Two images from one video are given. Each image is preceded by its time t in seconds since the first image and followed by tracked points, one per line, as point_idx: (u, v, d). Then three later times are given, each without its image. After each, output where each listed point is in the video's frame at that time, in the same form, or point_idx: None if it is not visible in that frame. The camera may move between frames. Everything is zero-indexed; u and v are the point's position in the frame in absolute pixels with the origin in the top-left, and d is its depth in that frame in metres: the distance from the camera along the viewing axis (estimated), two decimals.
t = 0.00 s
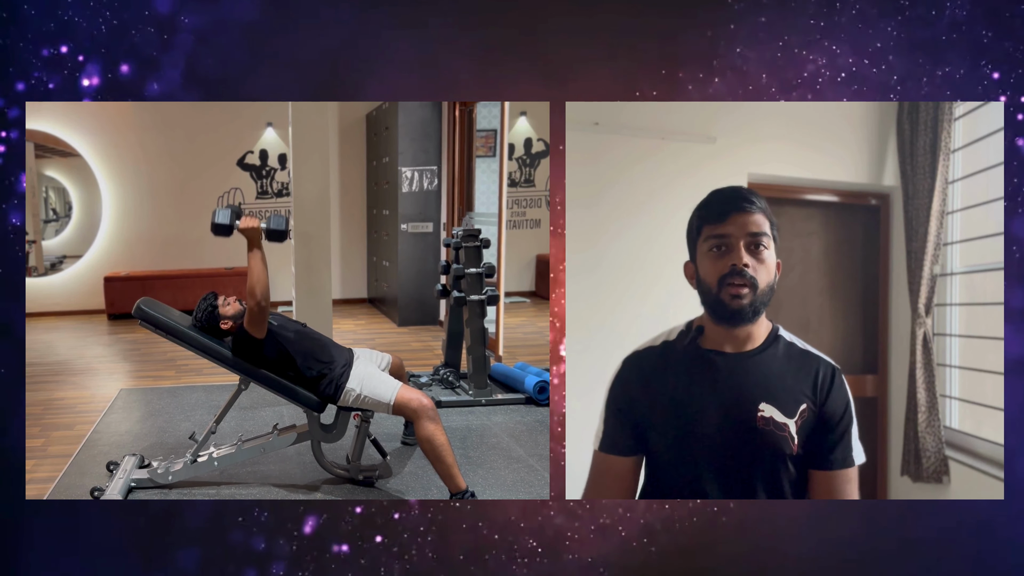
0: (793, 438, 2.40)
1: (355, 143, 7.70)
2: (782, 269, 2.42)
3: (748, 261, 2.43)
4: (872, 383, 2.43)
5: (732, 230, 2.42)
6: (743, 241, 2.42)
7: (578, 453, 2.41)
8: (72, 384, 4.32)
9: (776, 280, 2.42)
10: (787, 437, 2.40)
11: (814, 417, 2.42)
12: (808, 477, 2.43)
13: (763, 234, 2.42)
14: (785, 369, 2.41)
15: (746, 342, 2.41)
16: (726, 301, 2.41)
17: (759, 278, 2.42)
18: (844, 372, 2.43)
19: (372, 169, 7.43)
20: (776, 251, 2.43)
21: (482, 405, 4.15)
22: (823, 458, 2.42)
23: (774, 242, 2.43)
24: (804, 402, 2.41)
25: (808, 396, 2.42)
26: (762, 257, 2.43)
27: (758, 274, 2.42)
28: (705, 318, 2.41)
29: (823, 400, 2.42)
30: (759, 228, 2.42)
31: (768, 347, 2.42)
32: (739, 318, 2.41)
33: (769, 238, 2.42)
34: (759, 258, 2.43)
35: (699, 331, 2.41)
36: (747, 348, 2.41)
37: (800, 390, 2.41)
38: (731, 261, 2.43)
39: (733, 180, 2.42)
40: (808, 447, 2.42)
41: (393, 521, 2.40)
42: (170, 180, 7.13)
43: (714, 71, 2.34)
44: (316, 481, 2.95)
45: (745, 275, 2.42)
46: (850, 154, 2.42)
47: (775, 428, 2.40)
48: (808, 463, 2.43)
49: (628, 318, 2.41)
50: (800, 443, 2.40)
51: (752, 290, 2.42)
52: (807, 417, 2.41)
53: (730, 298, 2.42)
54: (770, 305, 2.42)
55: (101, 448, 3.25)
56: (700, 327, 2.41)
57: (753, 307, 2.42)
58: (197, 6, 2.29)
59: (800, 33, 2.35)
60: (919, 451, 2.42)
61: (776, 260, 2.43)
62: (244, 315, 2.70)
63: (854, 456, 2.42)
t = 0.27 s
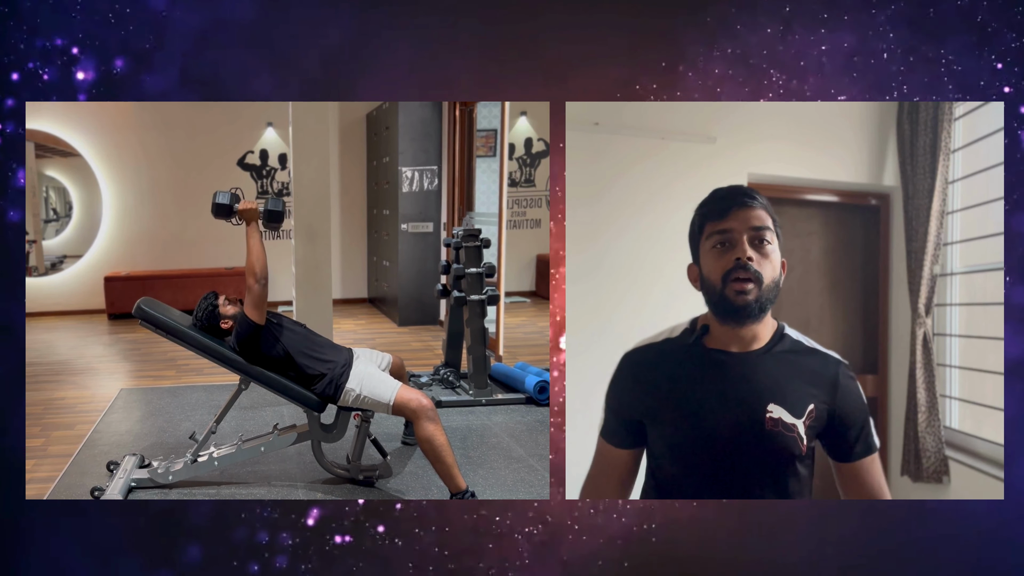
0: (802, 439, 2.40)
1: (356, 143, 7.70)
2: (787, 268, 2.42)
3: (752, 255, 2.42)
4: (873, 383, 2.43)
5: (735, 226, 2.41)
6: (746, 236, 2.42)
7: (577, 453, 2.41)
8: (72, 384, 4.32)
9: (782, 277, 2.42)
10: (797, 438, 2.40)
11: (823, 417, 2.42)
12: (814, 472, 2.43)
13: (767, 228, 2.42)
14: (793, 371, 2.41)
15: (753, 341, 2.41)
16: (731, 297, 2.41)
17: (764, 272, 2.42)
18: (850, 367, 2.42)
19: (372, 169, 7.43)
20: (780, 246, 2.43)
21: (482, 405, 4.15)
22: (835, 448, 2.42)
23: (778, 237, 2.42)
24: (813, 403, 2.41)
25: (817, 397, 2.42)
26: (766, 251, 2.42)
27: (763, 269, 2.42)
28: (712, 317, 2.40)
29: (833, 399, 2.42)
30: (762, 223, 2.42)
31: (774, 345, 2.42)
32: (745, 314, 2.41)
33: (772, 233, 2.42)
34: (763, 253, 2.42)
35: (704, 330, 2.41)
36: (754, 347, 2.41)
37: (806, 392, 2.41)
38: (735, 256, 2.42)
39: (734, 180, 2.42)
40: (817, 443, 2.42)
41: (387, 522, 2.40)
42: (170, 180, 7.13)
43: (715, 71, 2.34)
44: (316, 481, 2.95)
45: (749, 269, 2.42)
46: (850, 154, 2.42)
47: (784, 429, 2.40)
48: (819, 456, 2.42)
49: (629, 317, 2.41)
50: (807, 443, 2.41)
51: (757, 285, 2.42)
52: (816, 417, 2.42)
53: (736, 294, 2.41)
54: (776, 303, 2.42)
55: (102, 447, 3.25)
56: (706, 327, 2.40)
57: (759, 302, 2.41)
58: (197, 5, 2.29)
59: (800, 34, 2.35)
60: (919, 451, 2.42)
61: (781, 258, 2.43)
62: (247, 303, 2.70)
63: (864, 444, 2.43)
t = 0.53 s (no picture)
0: (801, 437, 2.40)
1: (356, 143, 7.71)
2: (787, 268, 2.42)
3: (752, 255, 2.42)
4: (873, 383, 2.42)
5: (735, 227, 2.42)
6: (746, 237, 2.42)
7: (577, 454, 2.41)
8: (72, 384, 4.32)
9: (783, 277, 2.42)
10: (797, 435, 2.40)
11: (823, 415, 2.41)
12: (818, 474, 2.42)
13: (767, 228, 2.42)
14: (796, 369, 2.41)
15: (755, 338, 2.41)
16: (731, 297, 2.41)
17: (765, 272, 2.42)
18: (850, 370, 2.42)
19: (372, 169, 7.43)
20: (780, 246, 2.43)
21: (482, 405, 4.15)
22: (833, 457, 2.41)
23: (778, 237, 2.42)
24: (813, 401, 2.41)
25: (817, 395, 2.41)
26: (766, 252, 2.42)
27: (763, 269, 2.42)
28: (713, 315, 2.40)
29: (834, 397, 2.41)
30: (762, 223, 2.42)
31: (774, 345, 2.41)
32: (745, 314, 2.41)
33: (773, 233, 2.42)
34: (763, 253, 2.42)
35: (707, 327, 2.41)
36: (756, 345, 2.41)
37: (808, 390, 2.41)
38: (735, 257, 2.42)
39: (734, 180, 2.41)
40: (817, 444, 2.42)
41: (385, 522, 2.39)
42: (170, 180, 7.13)
43: (715, 71, 2.34)
44: (316, 481, 2.95)
45: (749, 270, 2.42)
46: (850, 154, 2.42)
47: (784, 426, 2.40)
48: (818, 459, 2.42)
49: (628, 318, 2.41)
50: (808, 442, 2.40)
51: (757, 284, 2.42)
52: (817, 415, 2.41)
53: (736, 294, 2.41)
54: (777, 304, 2.42)
55: (102, 447, 3.25)
56: (708, 325, 2.41)
57: (759, 301, 2.41)
58: (197, 5, 2.29)
59: (800, 34, 2.35)
60: (919, 451, 2.42)
61: (782, 258, 2.42)
62: (246, 300, 2.70)
63: (862, 452, 2.42)
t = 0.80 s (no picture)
0: (798, 428, 2.39)
1: (357, 143, 7.71)
2: (784, 268, 2.42)
3: (746, 264, 2.42)
4: (873, 383, 2.42)
5: (730, 235, 2.41)
6: (741, 245, 2.42)
7: (578, 454, 2.41)
8: (73, 383, 4.32)
9: (779, 280, 2.42)
10: (793, 426, 2.39)
11: (818, 408, 2.40)
12: (818, 468, 2.42)
13: (763, 236, 2.42)
14: (793, 363, 2.41)
15: (750, 336, 2.41)
16: (726, 303, 2.40)
17: (759, 279, 2.41)
18: (849, 369, 2.41)
19: (373, 169, 7.42)
20: (776, 251, 2.42)
21: (483, 405, 4.15)
22: (832, 450, 2.41)
23: (774, 244, 2.42)
24: (809, 393, 2.40)
25: (812, 387, 2.40)
26: (761, 260, 2.42)
27: (757, 276, 2.42)
28: (709, 315, 2.40)
29: (829, 390, 2.40)
30: (758, 230, 2.41)
31: (770, 342, 2.41)
32: (741, 319, 2.41)
33: (768, 241, 2.42)
34: (757, 261, 2.42)
35: (704, 327, 2.40)
36: (751, 342, 2.41)
37: (806, 383, 2.40)
38: (729, 265, 2.42)
39: (733, 179, 2.41)
40: (815, 437, 2.40)
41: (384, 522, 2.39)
42: (171, 180, 7.14)
43: (716, 71, 2.33)
44: (317, 481, 2.94)
45: (744, 277, 2.42)
46: (849, 154, 2.42)
47: (781, 417, 2.39)
48: (814, 452, 2.41)
49: (628, 318, 2.40)
50: (806, 434, 2.39)
51: (751, 293, 2.41)
52: (812, 408, 2.40)
53: (730, 300, 2.41)
54: (770, 304, 2.41)
55: (102, 447, 3.25)
56: (705, 324, 2.40)
57: (752, 308, 2.41)
58: (196, 4, 2.28)
59: (799, 36, 2.34)
60: (919, 451, 2.41)
61: (777, 261, 2.42)
62: (247, 300, 2.69)
63: (862, 446, 2.41)
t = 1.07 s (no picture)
0: (794, 424, 2.38)
1: (357, 143, 7.71)
2: (781, 269, 2.42)
3: (735, 266, 2.42)
4: (872, 383, 2.42)
5: (717, 237, 2.41)
6: (729, 247, 2.41)
7: (579, 454, 2.40)
8: (73, 383, 4.32)
9: (769, 279, 2.42)
10: (788, 422, 2.38)
11: (812, 403, 2.40)
12: (817, 466, 2.41)
13: (750, 237, 2.41)
14: (788, 360, 2.40)
15: (743, 335, 2.40)
16: (719, 306, 2.40)
17: (748, 280, 2.41)
18: (849, 369, 2.42)
19: (373, 169, 7.42)
20: (764, 251, 2.42)
21: (484, 405, 4.15)
22: (828, 445, 2.40)
23: (762, 244, 2.42)
24: (803, 389, 2.40)
25: (806, 382, 2.40)
26: (749, 260, 2.42)
27: (746, 278, 2.42)
28: (704, 317, 2.40)
29: (823, 387, 2.40)
30: (745, 232, 2.41)
31: (763, 341, 2.40)
32: (735, 321, 2.40)
33: (756, 241, 2.41)
34: (746, 262, 2.42)
35: (697, 330, 2.40)
36: (745, 342, 2.40)
37: (800, 379, 2.40)
38: (718, 268, 2.41)
39: (734, 179, 2.40)
40: (811, 433, 2.40)
41: (384, 521, 2.39)
42: (171, 180, 7.14)
43: (716, 71, 2.33)
44: (317, 481, 2.94)
45: (733, 279, 2.41)
46: (850, 154, 2.42)
47: (776, 415, 2.39)
48: (812, 449, 2.40)
49: (628, 318, 2.40)
50: (802, 430, 2.39)
51: (741, 293, 2.41)
52: (807, 403, 2.40)
53: (721, 302, 2.40)
54: (763, 304, 2.41)
55: (103, 447, 3.25)
56: (699, 326, 2.40)
57: (744, 308, 2.41)
58: (196, 4, 2.27)
59: (799, 36, 2.34)
60: (919, 451, 2.42)
61: (767, 259, 2.42)
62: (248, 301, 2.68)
63: (858, 441, 2.40)
